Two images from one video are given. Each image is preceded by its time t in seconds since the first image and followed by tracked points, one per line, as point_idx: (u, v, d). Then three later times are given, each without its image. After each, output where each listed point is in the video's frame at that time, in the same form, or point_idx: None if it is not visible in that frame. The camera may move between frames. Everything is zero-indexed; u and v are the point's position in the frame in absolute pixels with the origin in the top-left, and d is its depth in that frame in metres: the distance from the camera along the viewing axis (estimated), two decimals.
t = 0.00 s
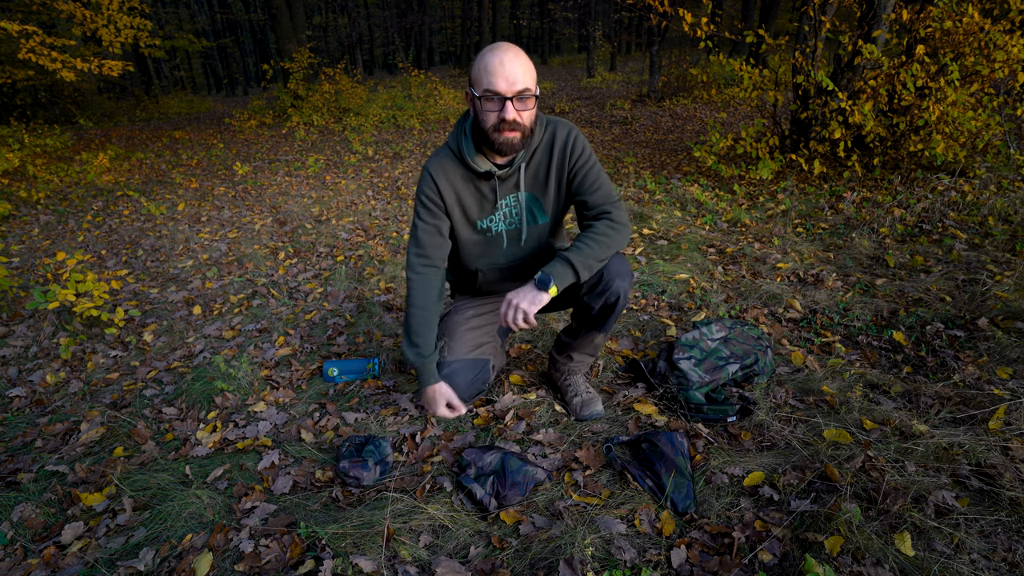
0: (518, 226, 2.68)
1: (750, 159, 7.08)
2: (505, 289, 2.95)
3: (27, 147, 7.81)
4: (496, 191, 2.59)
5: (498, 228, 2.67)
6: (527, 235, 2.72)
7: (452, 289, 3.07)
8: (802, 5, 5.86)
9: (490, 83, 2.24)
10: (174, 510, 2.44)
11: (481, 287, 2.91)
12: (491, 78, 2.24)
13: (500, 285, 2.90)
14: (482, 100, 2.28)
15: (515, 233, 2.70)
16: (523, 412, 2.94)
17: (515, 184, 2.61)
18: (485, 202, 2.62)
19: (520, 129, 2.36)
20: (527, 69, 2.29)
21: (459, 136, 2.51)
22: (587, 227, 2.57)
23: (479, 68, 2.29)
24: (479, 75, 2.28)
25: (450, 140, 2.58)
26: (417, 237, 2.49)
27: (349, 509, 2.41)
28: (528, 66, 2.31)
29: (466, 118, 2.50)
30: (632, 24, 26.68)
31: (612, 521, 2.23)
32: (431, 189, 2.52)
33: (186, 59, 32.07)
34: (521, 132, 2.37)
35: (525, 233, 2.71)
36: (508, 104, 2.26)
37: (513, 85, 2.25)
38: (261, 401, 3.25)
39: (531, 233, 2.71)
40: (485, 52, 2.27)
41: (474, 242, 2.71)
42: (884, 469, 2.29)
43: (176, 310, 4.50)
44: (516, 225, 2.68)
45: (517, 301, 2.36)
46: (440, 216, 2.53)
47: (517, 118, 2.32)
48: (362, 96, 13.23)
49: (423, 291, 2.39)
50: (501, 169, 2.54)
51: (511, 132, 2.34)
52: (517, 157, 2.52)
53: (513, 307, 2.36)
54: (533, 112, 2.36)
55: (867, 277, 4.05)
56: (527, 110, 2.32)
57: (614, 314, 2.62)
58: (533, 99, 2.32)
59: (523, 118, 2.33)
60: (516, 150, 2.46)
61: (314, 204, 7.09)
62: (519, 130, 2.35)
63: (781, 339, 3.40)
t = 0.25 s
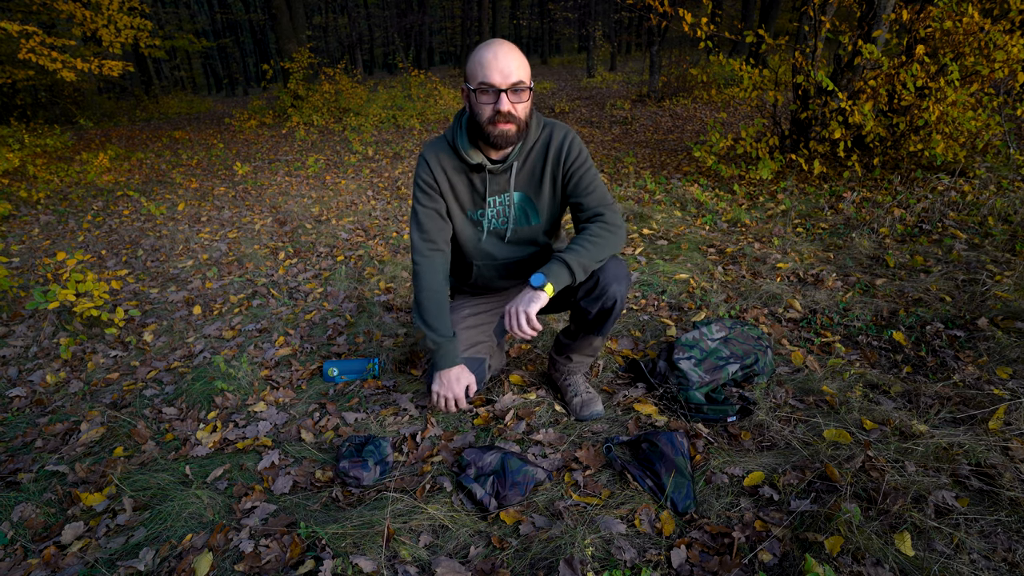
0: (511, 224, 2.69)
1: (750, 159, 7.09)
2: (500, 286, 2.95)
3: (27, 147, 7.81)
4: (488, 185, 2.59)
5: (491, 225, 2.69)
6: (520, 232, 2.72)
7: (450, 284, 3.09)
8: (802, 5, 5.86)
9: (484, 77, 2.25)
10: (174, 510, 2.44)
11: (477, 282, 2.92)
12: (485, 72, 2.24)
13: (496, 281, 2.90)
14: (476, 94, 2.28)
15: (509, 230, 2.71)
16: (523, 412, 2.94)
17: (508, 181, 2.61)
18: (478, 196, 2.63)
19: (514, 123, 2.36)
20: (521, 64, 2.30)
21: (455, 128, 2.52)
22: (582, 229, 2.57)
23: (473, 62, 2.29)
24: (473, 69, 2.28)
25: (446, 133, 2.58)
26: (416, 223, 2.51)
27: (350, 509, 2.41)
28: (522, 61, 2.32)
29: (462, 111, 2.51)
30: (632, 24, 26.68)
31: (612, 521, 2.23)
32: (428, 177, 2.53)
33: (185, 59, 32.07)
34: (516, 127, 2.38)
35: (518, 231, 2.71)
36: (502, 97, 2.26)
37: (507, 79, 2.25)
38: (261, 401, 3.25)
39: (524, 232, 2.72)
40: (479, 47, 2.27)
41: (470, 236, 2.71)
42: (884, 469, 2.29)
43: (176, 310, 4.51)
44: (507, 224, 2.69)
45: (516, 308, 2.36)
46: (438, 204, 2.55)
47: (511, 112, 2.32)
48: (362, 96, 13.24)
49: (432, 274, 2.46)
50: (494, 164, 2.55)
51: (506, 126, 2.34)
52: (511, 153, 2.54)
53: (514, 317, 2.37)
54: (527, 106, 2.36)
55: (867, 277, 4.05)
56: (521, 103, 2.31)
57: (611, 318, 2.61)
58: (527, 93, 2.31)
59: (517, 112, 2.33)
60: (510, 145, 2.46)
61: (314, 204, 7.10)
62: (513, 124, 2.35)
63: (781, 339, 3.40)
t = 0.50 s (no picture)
0: (511, 223, 2.69)
1: (750, 159, 7.09)
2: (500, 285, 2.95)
3: (27, 147, 7.80)
4: (488, 184, 2.59)
5: (491, 224, 2.68)
6: (520, 231, 2.72)
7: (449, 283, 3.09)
8: (802, 5, 5.86)
9: (485, 74, 2.25)
10: (174, 510, 2.44)
11: (477, 282, 2.92)
12: (485, 69, 2.24)
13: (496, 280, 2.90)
14: (478, 91, 2.27)
15: (509, 229, 2.71)
16: (523, 412, 2.94)
17: (508, 180, 2.61)
18: (478, 195, 2.63)
19: (515, 121, 2.35)
20: (521, 62, 2.31)
21: (455, 126, 2.52)
22: (581, 227, 2.58)
23: (473, 60, 2.28)
24: (473, 67, 2.28)
25: (446, 131, 2.58)
26: (416, 222, 2.50)
27: (350, 509, 2.41)
28: (522, 59, 2.33)
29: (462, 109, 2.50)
30: (632, 24, 26.68)
31: (612, 521, 2.23)
32: (428, 175, 2.52)
33: (185, 59, 32.07)
34: (516, 125, 2.37)
35: (517, 230, 2.71)
36: (503, 94, 2.26)
37: (508, 76, 2.26)
38: (261, 401, 3.25)
39: (524, 230, 2.72)
40: (478, 44, 2.27)
41: (470, 235, 2.71)
42: (884, 469, 2.29)
43: (176, 310, 4.51)
44: (508, 222, 2.69)
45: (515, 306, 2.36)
46: (438, 202, 2.54)
47: (512, 109, 2.32)
48: (362, 96, 13.24)
49: (433, 276, 2.46)
50: (494, 162, 2.55)
51: (506, 123, 2.34)
52: (510, 152, 2.54)
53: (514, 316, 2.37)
54: (527, 103, 2.36)
55: (867, 277, 4.05)
56: (521, 100, 2.31)
57: (610, 315, 2.61)
58: (527, 90, 2.32)
59: (518, 110, 2.33)
60: (510, 142, 2.46)
61: (314, 204, 7.09)
62: (514, 122, 2.35)
63: (781, 339, 3.40)
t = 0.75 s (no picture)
0: (513, 222, 2.69)
1: (750, 159, 7.09)
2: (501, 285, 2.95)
3: (27, 147, 7.80)
4: (489, 183, 2.59)
5: (492, 224, 2.69)
6: (522, 230, 2.72)
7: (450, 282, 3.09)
8: (802, 5, 5.86)
9: (489, 74, 2.25)
10: (174, 510, 2.44)
11: (478, 281, 2.91)
12: (489, 69, 2.25)
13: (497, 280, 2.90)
14: (481, 91, 2.28)
15: (511, 228, 2.71)
16: (523, 412, 2.94)
17: (508, 179, 2.61)
18: (479, 194, 2.63)
19: (518, 120, 2.36)
20: (524, 62, 2.32)
21: (455, 126, 2.52)
22: (583, 224, 2.58)
23: (477, 61, 2.29)
24: (477, 68, 2.29)
25: (446, 130, 2.58)
26: (417, 222, 2.50)
27: (350, 509, 2.41)
28: (524, 60, 2.34)
29: (462, 109, 2.50)
30: (632, 24, 26.67)
31: (612, 521, 2.23)
32: (429, 175, 2.51)
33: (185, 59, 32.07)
34: (518, 124, 2.38)
35: (519, 229, 2.72)
36: (507, 94, 2.26)
37: (512, 76, 2.27)
38: (261, 401, 3.25)
39: (525, 229, 2.72)
40: (481, 46, 2.28)
41: (471, 234, 2.70)
42: (883, 469, 2.29)
43: (176, 310, 4.51)
44: (509, 221, 2.69)
45: (526, 310, 2.38)
46: (439, 201, 2.53)
47: (516, 109, 2.32)
48: (362, 96, 13.24)
49: (435, 276, 2.46)
50: (494, 161, 2.55)
51: (509, 123, 2.34)
52: (510, 152, 2.54)
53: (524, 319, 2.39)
54: (531, 103, 2.37)
55: (867, 277, 4.05)
56: (525, 100, 2.33)
57: (613, 311, 2.61)
58: (530, 90, 2.33)
59: (521, 109, 2.34)
60: (512, 143, 2.45)
61: (314, 204, 7.10)
62: (517, 121, 2.35)
63: (781, 339, 3.40)
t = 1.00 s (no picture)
0: (515, 222, 2.69)
1: (750, 159, 7.09)
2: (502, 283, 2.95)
3: (27, 147, 7.80)
4: (490, 183, 2.59)
5: (495, 224, 2.69)
6: (525, 229, 2.72)
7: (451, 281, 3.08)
8: (802, 5, 5.86)
9: (492, 76, 2.26)
10: (174, 510, 2.44)
11: (480, 281, 2.91)
12: (492, 71, 2.25)
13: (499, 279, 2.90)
14: (484, 93, 2.28)
15: (514, 228, 2.71)
16: (523, 412, 2.94)
17: (511, 179, 2.62)
18: (481, 194, 2.63)
19: (522, 122, 2.36)
20: (526, 64, 2.33)
21: (456, 126, 2.51)
22: (588, 219, 2.59)
23: (479, 63, 2.29)
24: (479, 69, 2.29)
25: (447, 131, 2.57)
26: (418, 222, 2.49)
27: (349, 509, 2.41)
28: (526, 62, 2.35)
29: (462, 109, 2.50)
30: (632, 24, 26.67)
31: (612, 521, 2.23)
32: (430, 175, 2.50)
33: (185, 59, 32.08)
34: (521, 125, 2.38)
35: (522, 228, 2.72)
36: (511, 96, 2.27)
37: (515, 79, 2.27)
38: (261, 401, 3.25)
39: (527, 228, 2.72)
40: (484, 47, 2.28)
41: (472, 234, 2.70)
42: (884, 469, 2.29)
43: (176, 310, 4.51)
44: (512, 221, 2.70)
45: (527, 299, 2.40)
46: (440, 201, 2.52)
47: (519, 110, 2.33)
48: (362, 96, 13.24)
49: (435, 276, 2.45)
50: (496, 162, 2.55)
51: (513, 124, 2.34)
52: (512, 152, 2.54)
53: (524, 308, 2.41)
54: (534, 105, 2.38)
55: (867, 277, 4.05)
56: (528, 102, 2.33)
57: (616, 305, 2.62)
58: (533, 92, 2.34)
59: (524, 110, 2.34)
60: (515, 144, 2.46)
61: (314, 204, 7.10)
62: (520, 122, 2.36)
63: (781, 339, 3.40)
